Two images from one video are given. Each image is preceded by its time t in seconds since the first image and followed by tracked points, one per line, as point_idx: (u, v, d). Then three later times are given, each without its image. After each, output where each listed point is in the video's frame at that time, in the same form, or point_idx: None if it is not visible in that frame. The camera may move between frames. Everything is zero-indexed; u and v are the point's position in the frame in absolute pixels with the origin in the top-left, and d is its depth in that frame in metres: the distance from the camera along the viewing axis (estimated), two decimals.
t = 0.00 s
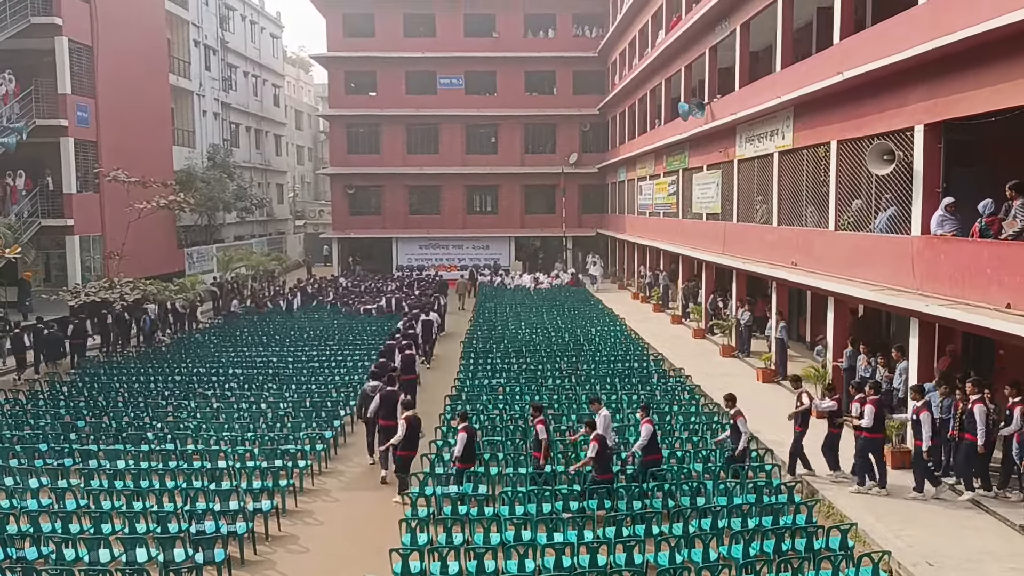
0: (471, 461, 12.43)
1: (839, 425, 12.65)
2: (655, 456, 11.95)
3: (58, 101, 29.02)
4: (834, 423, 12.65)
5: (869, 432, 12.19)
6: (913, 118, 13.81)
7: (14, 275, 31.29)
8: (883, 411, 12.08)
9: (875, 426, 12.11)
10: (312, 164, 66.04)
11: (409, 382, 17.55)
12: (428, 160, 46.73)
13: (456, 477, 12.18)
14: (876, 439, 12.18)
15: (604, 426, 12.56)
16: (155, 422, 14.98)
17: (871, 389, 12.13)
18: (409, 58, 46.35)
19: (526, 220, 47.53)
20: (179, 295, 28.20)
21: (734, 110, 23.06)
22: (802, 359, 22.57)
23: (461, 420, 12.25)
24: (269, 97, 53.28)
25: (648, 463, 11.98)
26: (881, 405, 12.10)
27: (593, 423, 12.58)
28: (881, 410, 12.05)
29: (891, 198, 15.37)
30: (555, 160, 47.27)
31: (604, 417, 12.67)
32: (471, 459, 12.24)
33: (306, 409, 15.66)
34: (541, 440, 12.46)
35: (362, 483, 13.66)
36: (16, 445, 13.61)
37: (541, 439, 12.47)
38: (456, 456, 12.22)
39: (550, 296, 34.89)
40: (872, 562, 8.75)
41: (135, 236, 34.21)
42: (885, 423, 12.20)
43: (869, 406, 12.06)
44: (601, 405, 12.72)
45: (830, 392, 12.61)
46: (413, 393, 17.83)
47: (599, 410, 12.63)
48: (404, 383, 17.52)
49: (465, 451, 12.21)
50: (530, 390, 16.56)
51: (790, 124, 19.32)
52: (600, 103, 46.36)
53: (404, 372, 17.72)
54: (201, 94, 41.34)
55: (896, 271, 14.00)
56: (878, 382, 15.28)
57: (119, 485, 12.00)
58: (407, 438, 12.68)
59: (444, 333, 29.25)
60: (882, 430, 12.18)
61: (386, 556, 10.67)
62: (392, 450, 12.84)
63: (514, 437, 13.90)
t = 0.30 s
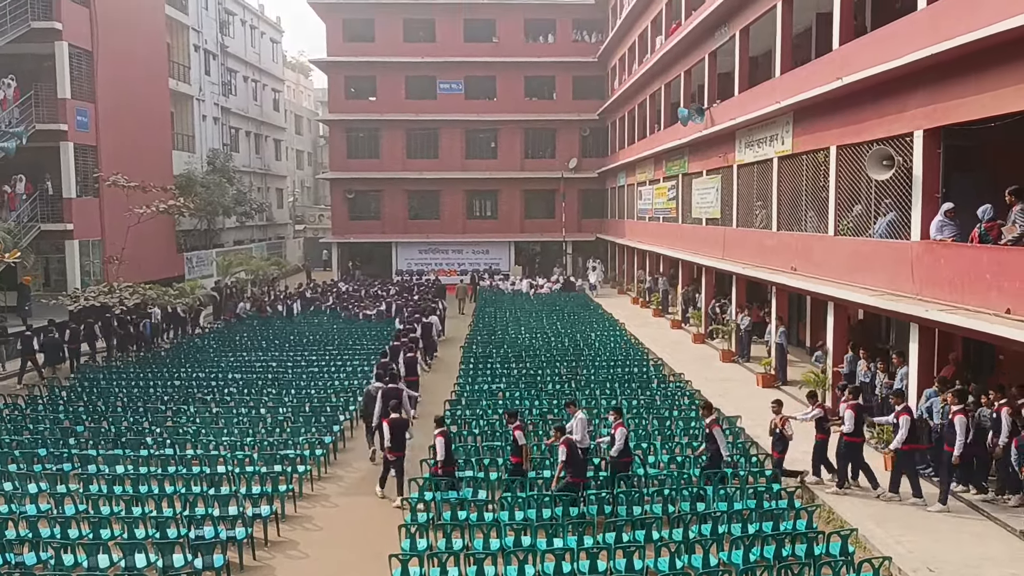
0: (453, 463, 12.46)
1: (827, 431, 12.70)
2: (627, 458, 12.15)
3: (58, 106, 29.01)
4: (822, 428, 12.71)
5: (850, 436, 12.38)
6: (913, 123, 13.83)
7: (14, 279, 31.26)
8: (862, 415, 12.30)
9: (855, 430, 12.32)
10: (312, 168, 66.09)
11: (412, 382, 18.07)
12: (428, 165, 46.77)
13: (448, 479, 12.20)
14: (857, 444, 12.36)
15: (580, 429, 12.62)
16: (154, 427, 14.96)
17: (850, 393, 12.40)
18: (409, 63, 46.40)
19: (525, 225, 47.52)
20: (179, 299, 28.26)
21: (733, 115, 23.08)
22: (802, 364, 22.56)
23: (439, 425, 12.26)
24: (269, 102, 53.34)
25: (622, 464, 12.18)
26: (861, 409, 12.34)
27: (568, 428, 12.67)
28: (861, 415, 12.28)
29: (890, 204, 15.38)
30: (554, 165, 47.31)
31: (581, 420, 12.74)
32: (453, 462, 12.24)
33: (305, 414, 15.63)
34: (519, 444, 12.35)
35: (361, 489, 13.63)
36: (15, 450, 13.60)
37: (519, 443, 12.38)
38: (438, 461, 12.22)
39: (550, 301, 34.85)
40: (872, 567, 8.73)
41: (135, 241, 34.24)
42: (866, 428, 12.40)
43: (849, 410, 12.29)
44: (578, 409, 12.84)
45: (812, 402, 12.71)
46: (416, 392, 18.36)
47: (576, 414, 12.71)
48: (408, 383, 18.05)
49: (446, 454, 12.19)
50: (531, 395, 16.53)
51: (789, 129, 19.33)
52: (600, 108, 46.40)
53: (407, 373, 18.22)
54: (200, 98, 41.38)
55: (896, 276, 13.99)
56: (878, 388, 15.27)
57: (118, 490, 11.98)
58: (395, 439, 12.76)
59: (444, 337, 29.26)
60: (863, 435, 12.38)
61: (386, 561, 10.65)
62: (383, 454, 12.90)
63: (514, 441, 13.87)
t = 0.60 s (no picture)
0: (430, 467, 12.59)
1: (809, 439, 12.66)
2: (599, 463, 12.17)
3: (58, 110, 29.07)
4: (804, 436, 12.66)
5: (833, 436, 12.50)
6: (911, 127, 13.86)
7: (13, 283, 31.22)
8: (843, 416, 12.42)
9: (836, 430, 12.45)
10: (310, 172, 66.14)
11: (412, 382, 18.47)
12: (428, 169, 46.81)
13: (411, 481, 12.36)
14: (840, 444, 12.48)
15: (553, 435, 12.53)
16: (153, 431, 14.94)
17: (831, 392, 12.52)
18: (409, 67, 46.45)
19: (524, 229, 47.53)
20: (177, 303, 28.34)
21: (732, 119, 23.10)
22: (801, 368, 22.57)
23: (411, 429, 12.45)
24: (268, 107, 53.39)
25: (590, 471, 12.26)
26: (840, 409, 12.47)
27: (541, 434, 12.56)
28: (841, 415, 12.41)
29: (889, 208, 15.40)
30: (553, 169, 47.34)
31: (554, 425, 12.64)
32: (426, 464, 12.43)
33: (304, 418, 15.61)
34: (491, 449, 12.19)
35: (359, 493, 13.62)
36: (14, 454, 13.57)
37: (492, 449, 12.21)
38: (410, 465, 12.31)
39: (549, 305, 34.89)
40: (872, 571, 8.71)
41: (134, 245, 34.26)
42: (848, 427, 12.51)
43: (829, 411, 12.44)
44: (550, 413, 12.65)
45: (789, 412, 12.54)
46: (416, 392, 18.73)
47: (547, 419, 12.57)
48: (407, 384, 18.41)
49: (415, 457, 12.31)
50: (530, 399, 16.56)
51: (789, 133, 19.33)
52: (599, 112, 46.45)
53: (407, 373, 18.57)
54: (200, 102, 41.42)
55: (895, 280, 14.01)
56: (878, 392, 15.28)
57: (117, 494, 11.94)
58: (381, 437, 13.15)
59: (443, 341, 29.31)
60: (844, 435, 12.51)
61: (384, 566, 10.64)
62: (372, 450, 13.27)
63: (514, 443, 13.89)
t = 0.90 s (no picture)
0: (408, 465, 12.76)
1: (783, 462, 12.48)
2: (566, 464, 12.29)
3: (58, 110, 29.07)
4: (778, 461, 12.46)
5: (817, 437, 12.54)
6: (910, 128, 13.87)
7: (13, 284, 31.23)
8: (829, 417, 12.51)
9: (822, 431, 12.50)
10: (310, 173, 66.15)
11: (412, 379, 18.71)
12: (427, 170, 46.81)
13: (392, 481, 12.49)
14: (825, 445, 12.51)
15: (526, 437, 12.50)
16: (152, 432, 14.93)
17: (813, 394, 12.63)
18: (408, 68, 46.44)
19: (524, 230, 47.51)
20: (177, 303, 28.30)
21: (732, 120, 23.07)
22: (800, 369, 22.57)
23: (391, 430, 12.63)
24: (268, 107, 53.39)
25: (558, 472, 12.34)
26: (827, 410, 12.57)
27: (514, 435, 12.56)
28: (828, 416, 12.50)
29: (889, 208, 15.40)
30: (553, 170, 47.34)
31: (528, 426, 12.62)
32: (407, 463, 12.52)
33: (304, 419, 15.61)
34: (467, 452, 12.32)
35: (359, 493, 13.62)
36: (13, 454, 13.57)
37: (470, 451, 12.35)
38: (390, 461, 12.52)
39: (549, 306, 34.90)
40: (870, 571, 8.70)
41: (134, 245, 34.27)
42: (833, 429, 12.58)
43: (816, 411, 12.50)
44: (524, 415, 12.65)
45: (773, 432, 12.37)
46: (417, 389, 18.98)
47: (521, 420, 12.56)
48: (410, 381, 18.66)
49: (395, 456, 12.49)
50: (529, 399, 16.56)
51: (788, 134, 19.31)
52: (598, 113, 46.42)
53: (409, 371, 18.82)
54: (199, 103, 41.41)
55: (894, 280, 14.01)
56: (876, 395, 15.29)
57: (116, 494, 11.93)
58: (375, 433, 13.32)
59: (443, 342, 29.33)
60: (830, 436, 12.56)
61: (383, 566, 10.62)
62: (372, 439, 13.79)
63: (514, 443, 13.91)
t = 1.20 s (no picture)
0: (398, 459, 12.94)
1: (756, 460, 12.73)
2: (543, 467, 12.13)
3: (57, 110, 29.08)
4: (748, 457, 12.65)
5: (804, 438, 12.54)
6: (909, 127, 13.88)
7: (13, 284, 31.29)
8: (815, 418, 12.49)
9: (809, 433, 12.50)
10: (309, 173, 66.17)
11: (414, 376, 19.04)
12: (427, 170, 46.81)
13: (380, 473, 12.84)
14: (811, 446, 12.53)
15: (498, 438, 12.13)
16: (151, 432, 14.93)
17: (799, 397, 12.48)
18: (408, 68, 46.43)
19: (523, 230, 47.51)
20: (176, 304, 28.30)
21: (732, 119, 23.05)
22: (799, 369, 22.58)
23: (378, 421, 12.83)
24: (267, 108, 53.38)
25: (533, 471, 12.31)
26: (814, 411, 12.50)
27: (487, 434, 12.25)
28: (814, 417, 12.48)
29: (888, 208, 15.41)
30: (553, 170, 47.33)
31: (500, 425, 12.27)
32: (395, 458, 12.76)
33: (303, 419, 15.61)
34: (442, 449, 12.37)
35: (359, 494, 13.61)
36: (12, 454, 13.56)
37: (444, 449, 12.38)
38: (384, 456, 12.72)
39: (549, 306, 34.91)
40: (870, 571, 8.69)
41: (134, 245, 34.28)
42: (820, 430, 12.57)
43: (804, 413, 12.45)
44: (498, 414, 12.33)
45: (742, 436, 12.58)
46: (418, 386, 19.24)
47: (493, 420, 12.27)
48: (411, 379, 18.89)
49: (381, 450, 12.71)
50: (528, 400, 16.56)
51: (788, 133, 19.29)
52: (597, 113, 46.40)
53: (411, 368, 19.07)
54: (198, 103, 41.41)
55: (893, 280, 14.01)
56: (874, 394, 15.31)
57: (116, 494, 11.93)
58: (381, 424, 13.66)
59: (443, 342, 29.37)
60: (817, 437, 12.56)
61: (383, 567, 10.61)
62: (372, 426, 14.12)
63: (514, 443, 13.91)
